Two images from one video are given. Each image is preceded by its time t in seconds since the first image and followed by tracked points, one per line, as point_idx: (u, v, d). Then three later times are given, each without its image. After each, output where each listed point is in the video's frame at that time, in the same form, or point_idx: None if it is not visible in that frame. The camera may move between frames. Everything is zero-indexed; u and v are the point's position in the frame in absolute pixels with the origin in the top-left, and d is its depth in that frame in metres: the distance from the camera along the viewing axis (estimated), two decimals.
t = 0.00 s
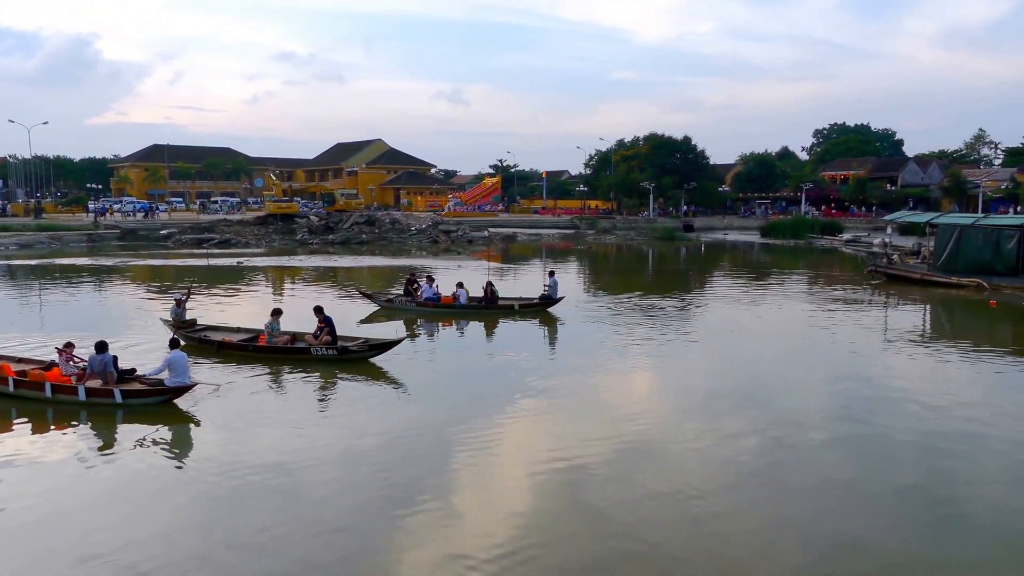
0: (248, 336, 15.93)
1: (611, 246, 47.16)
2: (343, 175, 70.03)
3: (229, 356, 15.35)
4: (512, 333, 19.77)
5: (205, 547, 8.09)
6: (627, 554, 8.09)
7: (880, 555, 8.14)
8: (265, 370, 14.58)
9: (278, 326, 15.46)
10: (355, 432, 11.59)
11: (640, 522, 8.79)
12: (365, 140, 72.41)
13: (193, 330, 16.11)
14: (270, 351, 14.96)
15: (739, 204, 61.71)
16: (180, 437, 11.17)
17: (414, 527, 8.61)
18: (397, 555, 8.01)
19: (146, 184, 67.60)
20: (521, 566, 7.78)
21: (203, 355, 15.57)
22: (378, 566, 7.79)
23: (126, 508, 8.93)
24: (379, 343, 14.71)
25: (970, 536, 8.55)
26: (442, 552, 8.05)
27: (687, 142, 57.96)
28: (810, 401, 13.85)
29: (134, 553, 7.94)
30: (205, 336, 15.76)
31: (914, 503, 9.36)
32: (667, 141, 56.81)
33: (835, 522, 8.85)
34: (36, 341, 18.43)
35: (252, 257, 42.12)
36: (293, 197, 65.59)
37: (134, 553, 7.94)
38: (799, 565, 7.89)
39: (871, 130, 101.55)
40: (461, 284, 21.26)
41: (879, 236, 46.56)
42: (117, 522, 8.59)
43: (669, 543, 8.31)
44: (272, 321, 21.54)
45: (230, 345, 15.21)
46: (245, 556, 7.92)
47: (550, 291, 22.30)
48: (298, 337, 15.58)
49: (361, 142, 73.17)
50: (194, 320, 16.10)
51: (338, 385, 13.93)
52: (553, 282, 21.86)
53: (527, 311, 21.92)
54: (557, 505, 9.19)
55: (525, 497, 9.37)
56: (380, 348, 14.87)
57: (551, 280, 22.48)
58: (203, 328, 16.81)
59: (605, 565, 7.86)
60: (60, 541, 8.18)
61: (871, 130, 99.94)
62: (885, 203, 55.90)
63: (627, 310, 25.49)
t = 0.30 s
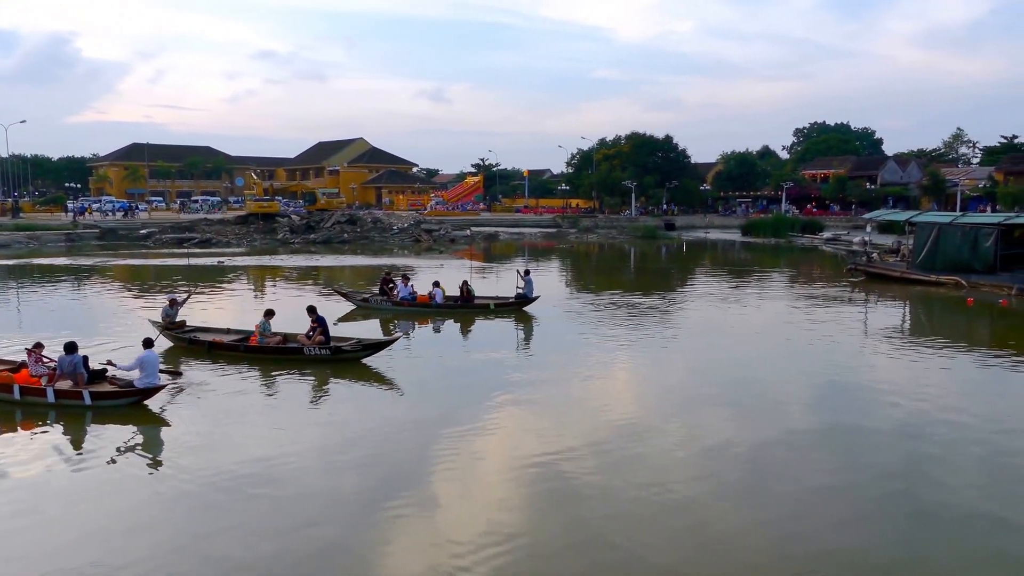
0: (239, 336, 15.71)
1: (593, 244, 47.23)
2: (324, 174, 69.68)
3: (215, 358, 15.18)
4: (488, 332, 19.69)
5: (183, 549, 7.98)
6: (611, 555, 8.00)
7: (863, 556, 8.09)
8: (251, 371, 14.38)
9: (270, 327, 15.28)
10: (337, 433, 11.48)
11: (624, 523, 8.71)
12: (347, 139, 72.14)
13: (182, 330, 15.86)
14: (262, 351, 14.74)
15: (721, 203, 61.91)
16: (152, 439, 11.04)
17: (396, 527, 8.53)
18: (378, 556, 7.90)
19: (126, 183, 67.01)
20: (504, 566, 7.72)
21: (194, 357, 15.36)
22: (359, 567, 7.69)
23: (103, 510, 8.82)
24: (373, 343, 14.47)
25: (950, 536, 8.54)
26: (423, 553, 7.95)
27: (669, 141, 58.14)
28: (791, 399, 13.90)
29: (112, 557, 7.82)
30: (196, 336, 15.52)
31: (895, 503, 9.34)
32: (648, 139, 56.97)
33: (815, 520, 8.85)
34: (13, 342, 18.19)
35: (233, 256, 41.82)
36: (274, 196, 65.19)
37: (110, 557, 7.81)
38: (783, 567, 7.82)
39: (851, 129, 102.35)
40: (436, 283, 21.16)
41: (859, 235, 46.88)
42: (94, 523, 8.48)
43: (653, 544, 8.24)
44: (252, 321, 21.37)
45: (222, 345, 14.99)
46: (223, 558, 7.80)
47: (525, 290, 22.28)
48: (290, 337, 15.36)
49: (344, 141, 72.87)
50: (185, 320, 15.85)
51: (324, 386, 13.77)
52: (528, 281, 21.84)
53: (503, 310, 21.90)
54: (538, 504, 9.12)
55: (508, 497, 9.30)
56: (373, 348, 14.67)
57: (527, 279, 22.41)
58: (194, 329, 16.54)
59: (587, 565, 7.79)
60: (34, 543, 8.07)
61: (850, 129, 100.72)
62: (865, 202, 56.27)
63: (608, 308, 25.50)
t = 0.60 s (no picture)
0: (229, 336, 15.53)
1: (575, 243, 47.28)
2: (305, 173, 69.29)
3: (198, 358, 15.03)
4: (463, 330, 19.68)
5: (163, 552, 7.86)
6: (595, 555, 7.95)
7: (846, 553, 8.10)
8: (240, 372, 14.20)
9: (262, 327, 15.10)
10: (320, 432, 11.39)
11: (608, 522, 8.67)
12: (328, 137, 71.83)
13: (171, 331, 15.66)
14: (254, 352, 14.55)
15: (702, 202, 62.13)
16: (122, 439, 10.94)
17: (379, 527, 8.46)
18: (361, 556, 7.83)
19: (104, 182, 66.35)
20: (488, 566, 7.67)
21: (184, 357, 15.18)
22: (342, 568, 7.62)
23: (81, 512, 8.73)
24: (366, 342, 14.26)
25: (932, 532, 8.57)
26: (408, 553, 7.89)
27: (650, 140, 58.32)
28: (772, 396, 13.98)
29: (89, 562, 7.69)
30: (186, 336, 15.32)
31: (877, 500, 9.37)
32: (630, 138, 57.11)
33: (797, 516, 8.89)
34: None
35: (212, 255, 41.49)
36: (254, 195, 64.75)
37: (88, 561, 7.70)
38: (767, 565, 7.81)
39: (829, 127, 103.22)
40: (411, 281, 21.12)
41: (839, 232, 47.27)
42: (70, 527, 8.38)
43: (638, 541, 8.24)
44: (232, 321, 21.22)
45: (212, 345, 14.80)
46: (203, 560, 7.70)
47: (499, 289, 22.27)
48: (281, 337, 15.17)
49: (325, 139, 72.52)
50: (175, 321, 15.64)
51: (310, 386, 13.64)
52: (503, 279, 21.82)
53: (478, 308, 21.88)
54: (522, 503, 9.08)
55: (492, 496, 9.25)
56: (367, 347, 14.48)
57: (503, 277, 22.34)
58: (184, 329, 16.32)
59: (572, 565, 7.74)
60: (8, 546, 7.97)
61: (829, 128, 101.55)
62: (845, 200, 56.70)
63: (590, 306, 25.52)
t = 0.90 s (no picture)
0: (220, 337, 15.48)
1: (557, 241, 47.41)
2: (285, 171, 68.93)
3: (182, 359, 14.98)
4: (440, 328, 19.72)
5: (143, 554, 7.84)
6: (577, 552, 8.01)
7: (824, 549, 8.20)
8: (229, 373, 14.16)
9: (252, 327, 15.07)
10: (302, 432, 11.38)
11: (589, 519, 8.72)
12: (309, 135, 71.51)
13: (159, 332, 15.58)
14: (245, 352, 14.51)
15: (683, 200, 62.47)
16: (90, 441, 10.89)
17: (362, 527, 8.47)
18: (343, 556, 7.84)
19: (79, 180, 65.60)
20: (472, 563, 7.72)
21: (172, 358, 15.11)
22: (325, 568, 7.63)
23: (61, 514, 8.70)
24: (360, 342, 14.26)
25: (908, 527, 8.70)
26: (391, 552, 7.92)
27: (631, 138, 58.59)
28: (753, 392, 14.16)
29: (69, 565, 7.65)
30: (174, 337, 15.24)
31: (854, 496, 9.50)
32: (611, 137, 57.31)
33: (779, 511, 9.05)
34: None
35: (191, 254, 41.24)
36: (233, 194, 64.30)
37: (68, 564, 7.67)
38: (747, 561, 7.89)
39: (808, 127, 104.17)
40: (386, 280, 21.16)
41: (817, 230, 47.74)
42: (50, 528, 8.37)
43: (622, 537, 8.34)
44: (214, 320, 21.14)
45: (203, 346, 14.73)
46: (185, 562, 7.69)
47: (474, 287, 22.32)
48: (273, 337, 15.14)
49: (305, 138, 72.18)
50: (163, 322, 15.55)
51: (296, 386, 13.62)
52: (478, 278, 21.87)
53: (454, 306, 21.93)
54: (504, 501, 9.13)
55: (475, 495, 9.28)
56: (361, 347, 14.47)
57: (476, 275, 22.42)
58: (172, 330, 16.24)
59: (553, 562, 7.80)
60: None
61: (809, 127, 102.46)
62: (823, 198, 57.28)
63: (573, 304, 25.65)
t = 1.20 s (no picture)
0: (211, 337, 15.41)
1: (539, 239, 47.52)
2: (265, 169, 68.55)
3: (171, 360, 14.90)
4: (416, 327, 19.70)
5: (124, 558, 7.82)
6: (558, 553, 8.02)
7: (803, 547, 8.26)
8: (221, 373, 14.10)
9: (244, 327, 15.02)
10: (289, 433, 11.36)
11: (571, 519, 8.76)
12: (289, 133, 71.13)
13: (149, 332, 15.50)
14: (237, 352, 14.46)
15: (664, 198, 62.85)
16: (55, 443, 10.87)
17: (346, 527, 8.49)
18: (326, 558, 7.86)
19: (55, 178, 64.85)
20: (453, 561, 7.81)
21: (162, 359, 15.02)
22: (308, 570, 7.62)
23: (39, 516, 8.70)
24: (353, 342, 14.23)
25: (882, 520, 8.88)
26: (375, 552, 7.95)
27: (612, 137, 58.79)
28: (732, 389, 14.33)
29: (47, 568, 7.65)
30: (164, 337, 15.15)
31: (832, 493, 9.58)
32: (592, 135, 57.42)
33: (756, 506, 9.19)
34: None
35: (170, 253, 41.00)
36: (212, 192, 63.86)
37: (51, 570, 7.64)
38: (727, 561, 7.93)
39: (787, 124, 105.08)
40: (362, 278, 21.13)
41: (797, 228, 48.20)
42: (29, 529, 8.38)
43: (603, 533, 8.45)
44: (195, 319, 21.04)
45: (193, 346, 14.66)
46: (168, 566, 7.67)
47: (450, 285, 22.25)
48: (265, 337, 15.10)
49: (285, 136, 71.80)
50: (152, 322, 15.48)
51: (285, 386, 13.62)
52: (453, 275, 21.80)
53: (430, 305, 21.92)
54: (489, 501, 9.18)
55: (458, 495, 9.32)
56: (354, 346, 14.44)
57: (452, 273, 22.37)
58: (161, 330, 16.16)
59: (534, 563, 7.83)
60: None
61: (789, 125, 103.27)
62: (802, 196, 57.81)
63: (556, 302, 25.76)
